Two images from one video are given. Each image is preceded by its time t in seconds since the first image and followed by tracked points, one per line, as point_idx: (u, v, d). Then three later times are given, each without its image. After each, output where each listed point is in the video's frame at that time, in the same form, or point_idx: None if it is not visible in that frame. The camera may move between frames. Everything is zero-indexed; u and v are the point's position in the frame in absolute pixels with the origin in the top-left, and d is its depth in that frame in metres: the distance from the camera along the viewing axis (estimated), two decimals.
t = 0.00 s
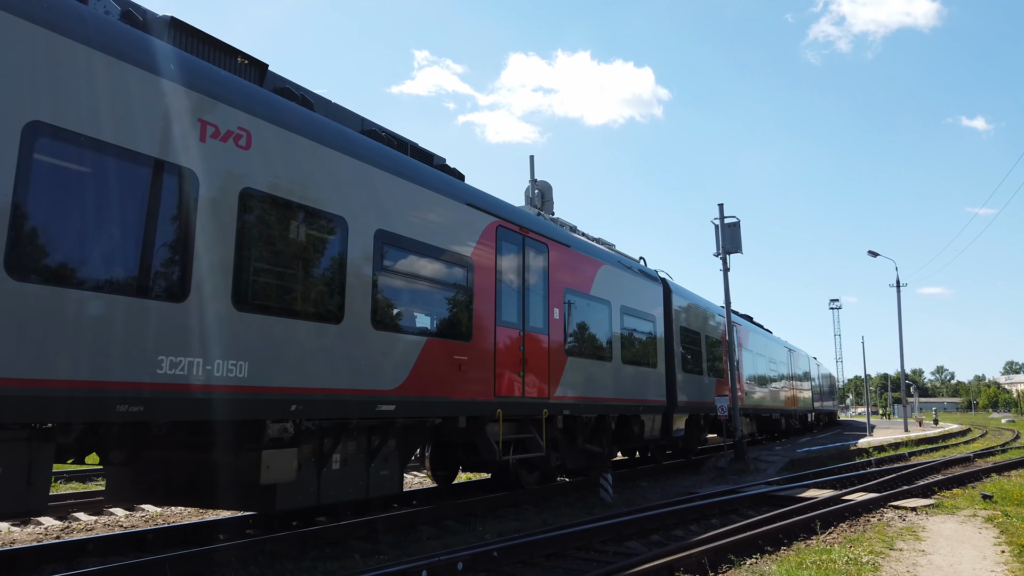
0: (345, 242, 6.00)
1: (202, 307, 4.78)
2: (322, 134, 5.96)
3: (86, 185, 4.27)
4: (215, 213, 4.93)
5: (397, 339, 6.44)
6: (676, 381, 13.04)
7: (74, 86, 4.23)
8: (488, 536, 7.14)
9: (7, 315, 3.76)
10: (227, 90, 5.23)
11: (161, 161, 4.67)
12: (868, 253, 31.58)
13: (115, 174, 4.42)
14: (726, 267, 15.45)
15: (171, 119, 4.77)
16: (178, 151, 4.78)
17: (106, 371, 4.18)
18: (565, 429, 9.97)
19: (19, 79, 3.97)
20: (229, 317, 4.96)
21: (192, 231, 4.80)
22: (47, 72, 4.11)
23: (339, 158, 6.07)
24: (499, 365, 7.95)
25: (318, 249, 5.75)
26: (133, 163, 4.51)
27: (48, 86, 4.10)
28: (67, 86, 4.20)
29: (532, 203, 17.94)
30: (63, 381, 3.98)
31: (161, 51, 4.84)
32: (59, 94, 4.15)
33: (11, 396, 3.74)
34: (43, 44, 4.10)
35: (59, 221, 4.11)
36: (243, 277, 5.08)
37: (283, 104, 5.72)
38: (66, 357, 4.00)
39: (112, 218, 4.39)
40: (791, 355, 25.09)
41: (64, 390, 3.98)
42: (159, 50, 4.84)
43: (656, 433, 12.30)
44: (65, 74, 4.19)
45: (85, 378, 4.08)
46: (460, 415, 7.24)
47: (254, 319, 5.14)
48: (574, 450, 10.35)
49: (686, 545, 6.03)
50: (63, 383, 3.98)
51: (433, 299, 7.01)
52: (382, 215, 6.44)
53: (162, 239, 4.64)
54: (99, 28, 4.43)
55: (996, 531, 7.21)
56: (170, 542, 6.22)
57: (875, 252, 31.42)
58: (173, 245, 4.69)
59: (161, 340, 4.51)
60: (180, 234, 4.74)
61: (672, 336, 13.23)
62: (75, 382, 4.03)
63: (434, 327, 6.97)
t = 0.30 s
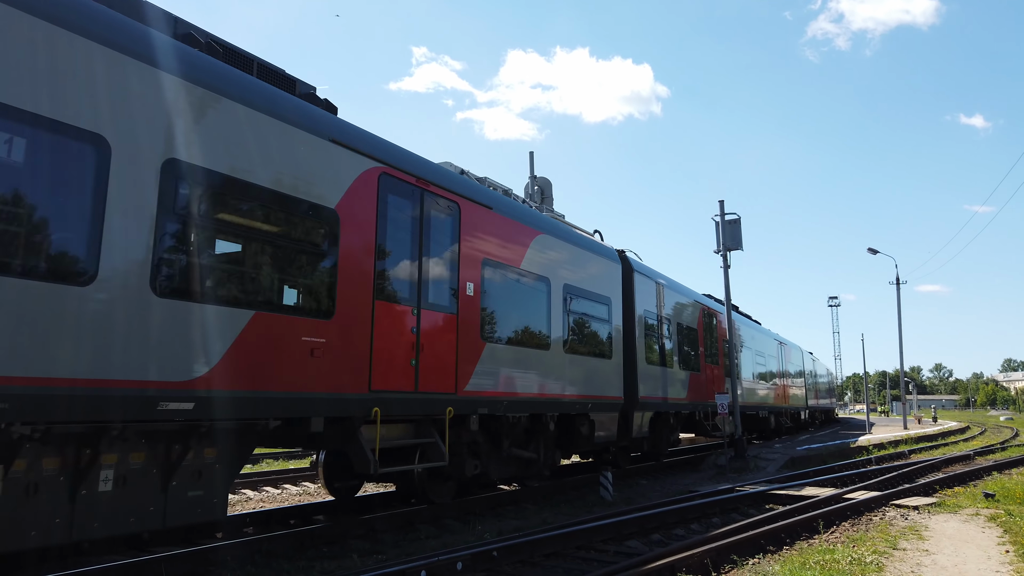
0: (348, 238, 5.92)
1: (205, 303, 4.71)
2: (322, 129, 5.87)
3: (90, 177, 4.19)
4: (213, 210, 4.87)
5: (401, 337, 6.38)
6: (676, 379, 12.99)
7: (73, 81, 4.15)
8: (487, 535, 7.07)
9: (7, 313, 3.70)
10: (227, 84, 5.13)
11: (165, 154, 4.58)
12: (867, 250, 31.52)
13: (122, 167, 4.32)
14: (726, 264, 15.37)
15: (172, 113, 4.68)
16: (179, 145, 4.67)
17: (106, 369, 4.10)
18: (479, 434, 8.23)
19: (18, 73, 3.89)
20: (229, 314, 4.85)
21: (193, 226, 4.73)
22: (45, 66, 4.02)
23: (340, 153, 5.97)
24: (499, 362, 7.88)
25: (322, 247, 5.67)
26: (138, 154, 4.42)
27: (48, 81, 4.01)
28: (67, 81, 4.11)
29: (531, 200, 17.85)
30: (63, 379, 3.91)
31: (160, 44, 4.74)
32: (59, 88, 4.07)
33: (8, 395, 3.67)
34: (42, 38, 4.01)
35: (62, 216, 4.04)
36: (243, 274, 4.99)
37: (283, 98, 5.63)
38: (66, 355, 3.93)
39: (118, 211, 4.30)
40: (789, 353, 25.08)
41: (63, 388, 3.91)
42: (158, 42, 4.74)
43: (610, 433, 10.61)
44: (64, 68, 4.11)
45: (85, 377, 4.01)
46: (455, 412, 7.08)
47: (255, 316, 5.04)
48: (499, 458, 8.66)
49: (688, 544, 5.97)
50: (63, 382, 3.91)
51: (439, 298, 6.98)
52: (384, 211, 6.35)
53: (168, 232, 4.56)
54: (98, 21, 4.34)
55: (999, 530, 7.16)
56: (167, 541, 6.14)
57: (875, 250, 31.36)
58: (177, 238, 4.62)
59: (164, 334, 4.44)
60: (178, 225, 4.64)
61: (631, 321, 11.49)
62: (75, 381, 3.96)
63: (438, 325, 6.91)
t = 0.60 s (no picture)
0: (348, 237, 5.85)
1: (206, 301, 4.63)
2: (323, 125, 5.77)
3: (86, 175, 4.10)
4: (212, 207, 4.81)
5: (399, 336, 6.32)
6: (672, 378, 12.96)
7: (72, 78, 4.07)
8: (482, 536, 7.01)
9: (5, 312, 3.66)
10: (226, 79, 5.03)
11: (163, 150, 4.50)
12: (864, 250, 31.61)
13: (119, 165, 4.22)
14: (722, 263, 15.34)
15: (170, 110, 4.59)
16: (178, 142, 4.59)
17: (105, 368, 4.04)
18: (353, 441, 6.39)
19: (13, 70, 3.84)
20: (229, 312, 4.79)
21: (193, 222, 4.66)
22: (42, 62, 3.96)
23: (339, 150, 5.88)
24: (499, 359, 7.85)
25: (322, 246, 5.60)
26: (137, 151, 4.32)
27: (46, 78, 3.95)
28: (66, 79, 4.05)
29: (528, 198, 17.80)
30: (61, 378, 3.87)
31: (158, 39, 4.64)
32: (56, 85, 4.01)
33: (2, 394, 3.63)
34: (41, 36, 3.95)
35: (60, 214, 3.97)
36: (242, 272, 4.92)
37: (282, 94, 5.54)
38: (65, 354, 3.88)
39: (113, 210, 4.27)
40: (784, 352, 25.08)
41: (61, 388, 3.87)
42: (156, 36, 4.65)
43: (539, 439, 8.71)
44: (63, 67, 4.04)
45: (82, 376, 3.96)
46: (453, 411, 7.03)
47: (254, 313, 4.97)
48: (383, 472, 6.79)
49: (686, 544, 5.92)
50: (60, 382, 3.87)
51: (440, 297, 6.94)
52: (382, 208, 6.26)
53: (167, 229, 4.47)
54: (95, 16, 4.26)
55: (996, 530, 7.15)
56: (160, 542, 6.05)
57: (870, 250, 31.38)
58: (181, 233, 4.55)
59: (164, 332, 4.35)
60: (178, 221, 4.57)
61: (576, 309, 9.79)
62: (73, 381, 3.92)
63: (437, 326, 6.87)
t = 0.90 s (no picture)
0: (346, 237, 5.82)
1: (202, 300, 4.59)
2: (320, 125, 5.74)
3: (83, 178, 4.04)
4: (210, 208, 4.74)
5: (397, 338, 6.29)
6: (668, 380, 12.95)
7: (70, 74, 4.02)
8: (478, 539, 6.98)
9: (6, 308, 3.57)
10: (221, 77, 4.99)
11: (160, 152, 4.47)
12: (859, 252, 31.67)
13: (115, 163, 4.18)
14: (718, 264, 15.34)
15: (167, 110, 4.56)
16: (176, 143, 4.55)
17: (102, 367, 3.98)
18: (125, 459, 4.62)
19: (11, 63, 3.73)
20: (226, 312, 4.76)
21: (190, 228, 4.62)
22: (41, 60, 3.89)
23: (335, 149, 5.83)
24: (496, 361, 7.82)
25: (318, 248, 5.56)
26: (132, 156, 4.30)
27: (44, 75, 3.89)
28: (64, 75, 3.99)
29: (523, 200, 17.77)
30: (60, 377, 3.79)
31: (154, 37, 4.60)
32: (54, 84, 3.94)
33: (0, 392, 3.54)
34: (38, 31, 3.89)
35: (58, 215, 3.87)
36: (238, 272, 4.87)
37: (279, 94, 5.51)
38: (63, 353, 3.81)
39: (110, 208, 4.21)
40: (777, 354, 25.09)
41: (60, 387, 3.79)
42: (153, 35, 4.61)
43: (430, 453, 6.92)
44: (60, 63, 3.98)
45: (81, 375, 3.88)
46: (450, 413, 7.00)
47: (251, 314, 4.93)
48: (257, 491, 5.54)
49: (683, 547, 5.90)
50: (59, 381, 3.79)
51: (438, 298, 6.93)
52: (379, 208, 6.21)
53: (162, 236, 4.45)
54: (92, 13, 4.21)
55: (993, 533, 7.14)
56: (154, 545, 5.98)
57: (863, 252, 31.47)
58: (176, 240, 4.52)
59: (160, 333, 4.31)
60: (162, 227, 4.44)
61: (491, 287, 8.16)
62: (72, 380, 3.84)
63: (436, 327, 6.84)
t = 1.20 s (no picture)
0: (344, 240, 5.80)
1: (199, 302, 4.56)
2: (318, 126, 5.72)
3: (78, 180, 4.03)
4: (207, 210, 4.72)
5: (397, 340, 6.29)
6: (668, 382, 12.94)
7: (66, 73, 4.00)
8: (476, 542, 6.96)
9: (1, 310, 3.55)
10: (221, 79, 4.97)
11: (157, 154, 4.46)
12: (858, 254, 31.69)
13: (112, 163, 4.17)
14: (717, 266, 15.33)
15: (165, 111, 4.53)
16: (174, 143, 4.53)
17: (98, 368, 3.94)
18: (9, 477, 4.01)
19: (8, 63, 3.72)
20: (226, 314, 4.73)
21: (185, 236, 4.61)
22: (40, 61, 3.87)
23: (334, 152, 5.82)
24: (495, 363, 7.79)
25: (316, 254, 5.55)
26: (128, 156, 4.29)
27: (41, 75, 3.87)
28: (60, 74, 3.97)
29: (522, 202, 17.76)
30: (56, 379, 3.76)
31: (154, 38, 4.59)
32: (52, 84, 3.92)
33: None
34: (35, 31, 3.86)
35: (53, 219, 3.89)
36: (235, 272, 4.85)
37: (278, 95, 5.49)
38: (59, 355, 3.77)
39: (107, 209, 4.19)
40: (777, 355, 25.05)
41: (56, 390, 3.75)
42: (151, 35, 4.59)
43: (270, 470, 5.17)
44: (58, 63, 3.96)
45: (77, 377, 3.85)
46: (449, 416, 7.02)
47: (248, 315, 4.89)
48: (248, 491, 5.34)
49: (682, 550, 5.87)
50: (56, 383, 3.75)
51: (438, 305, 6.98)
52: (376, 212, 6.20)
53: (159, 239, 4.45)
54: (90, 13, 4.19)
55: (993, 535, 7.13)
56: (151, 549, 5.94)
57: (864, 253, 31.44)
58: (170, 245, 4.50)
59: (155, 337, 4.27)
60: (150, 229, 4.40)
61: (372, 259, 6.22)
62: (68, 382, 3.81)
63: (436, 332, 6.88)
